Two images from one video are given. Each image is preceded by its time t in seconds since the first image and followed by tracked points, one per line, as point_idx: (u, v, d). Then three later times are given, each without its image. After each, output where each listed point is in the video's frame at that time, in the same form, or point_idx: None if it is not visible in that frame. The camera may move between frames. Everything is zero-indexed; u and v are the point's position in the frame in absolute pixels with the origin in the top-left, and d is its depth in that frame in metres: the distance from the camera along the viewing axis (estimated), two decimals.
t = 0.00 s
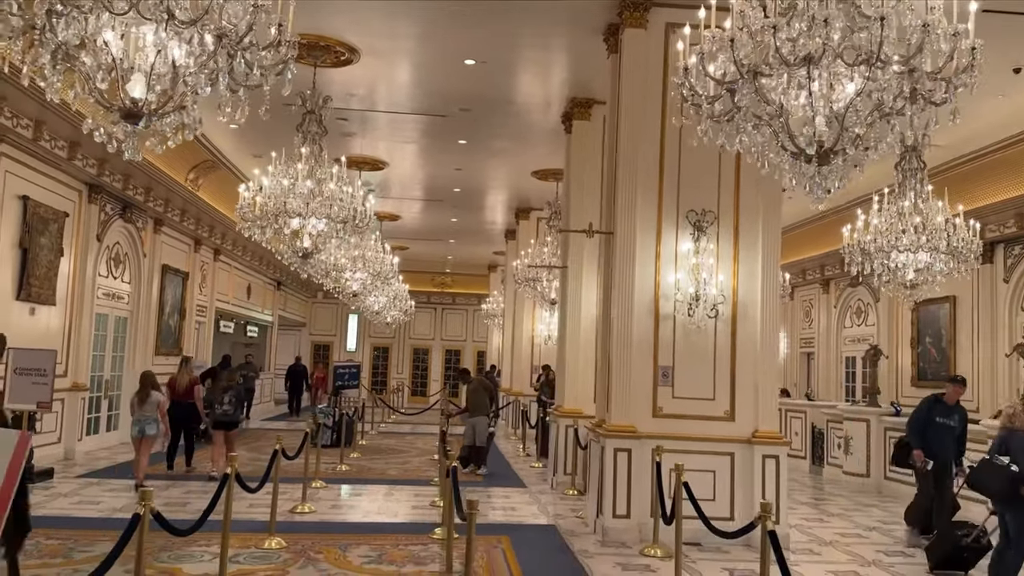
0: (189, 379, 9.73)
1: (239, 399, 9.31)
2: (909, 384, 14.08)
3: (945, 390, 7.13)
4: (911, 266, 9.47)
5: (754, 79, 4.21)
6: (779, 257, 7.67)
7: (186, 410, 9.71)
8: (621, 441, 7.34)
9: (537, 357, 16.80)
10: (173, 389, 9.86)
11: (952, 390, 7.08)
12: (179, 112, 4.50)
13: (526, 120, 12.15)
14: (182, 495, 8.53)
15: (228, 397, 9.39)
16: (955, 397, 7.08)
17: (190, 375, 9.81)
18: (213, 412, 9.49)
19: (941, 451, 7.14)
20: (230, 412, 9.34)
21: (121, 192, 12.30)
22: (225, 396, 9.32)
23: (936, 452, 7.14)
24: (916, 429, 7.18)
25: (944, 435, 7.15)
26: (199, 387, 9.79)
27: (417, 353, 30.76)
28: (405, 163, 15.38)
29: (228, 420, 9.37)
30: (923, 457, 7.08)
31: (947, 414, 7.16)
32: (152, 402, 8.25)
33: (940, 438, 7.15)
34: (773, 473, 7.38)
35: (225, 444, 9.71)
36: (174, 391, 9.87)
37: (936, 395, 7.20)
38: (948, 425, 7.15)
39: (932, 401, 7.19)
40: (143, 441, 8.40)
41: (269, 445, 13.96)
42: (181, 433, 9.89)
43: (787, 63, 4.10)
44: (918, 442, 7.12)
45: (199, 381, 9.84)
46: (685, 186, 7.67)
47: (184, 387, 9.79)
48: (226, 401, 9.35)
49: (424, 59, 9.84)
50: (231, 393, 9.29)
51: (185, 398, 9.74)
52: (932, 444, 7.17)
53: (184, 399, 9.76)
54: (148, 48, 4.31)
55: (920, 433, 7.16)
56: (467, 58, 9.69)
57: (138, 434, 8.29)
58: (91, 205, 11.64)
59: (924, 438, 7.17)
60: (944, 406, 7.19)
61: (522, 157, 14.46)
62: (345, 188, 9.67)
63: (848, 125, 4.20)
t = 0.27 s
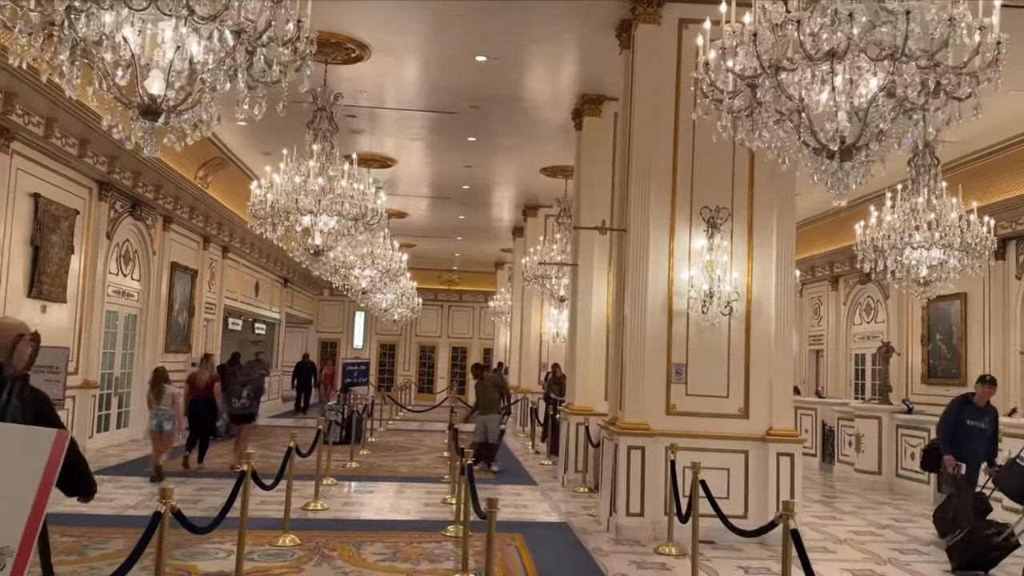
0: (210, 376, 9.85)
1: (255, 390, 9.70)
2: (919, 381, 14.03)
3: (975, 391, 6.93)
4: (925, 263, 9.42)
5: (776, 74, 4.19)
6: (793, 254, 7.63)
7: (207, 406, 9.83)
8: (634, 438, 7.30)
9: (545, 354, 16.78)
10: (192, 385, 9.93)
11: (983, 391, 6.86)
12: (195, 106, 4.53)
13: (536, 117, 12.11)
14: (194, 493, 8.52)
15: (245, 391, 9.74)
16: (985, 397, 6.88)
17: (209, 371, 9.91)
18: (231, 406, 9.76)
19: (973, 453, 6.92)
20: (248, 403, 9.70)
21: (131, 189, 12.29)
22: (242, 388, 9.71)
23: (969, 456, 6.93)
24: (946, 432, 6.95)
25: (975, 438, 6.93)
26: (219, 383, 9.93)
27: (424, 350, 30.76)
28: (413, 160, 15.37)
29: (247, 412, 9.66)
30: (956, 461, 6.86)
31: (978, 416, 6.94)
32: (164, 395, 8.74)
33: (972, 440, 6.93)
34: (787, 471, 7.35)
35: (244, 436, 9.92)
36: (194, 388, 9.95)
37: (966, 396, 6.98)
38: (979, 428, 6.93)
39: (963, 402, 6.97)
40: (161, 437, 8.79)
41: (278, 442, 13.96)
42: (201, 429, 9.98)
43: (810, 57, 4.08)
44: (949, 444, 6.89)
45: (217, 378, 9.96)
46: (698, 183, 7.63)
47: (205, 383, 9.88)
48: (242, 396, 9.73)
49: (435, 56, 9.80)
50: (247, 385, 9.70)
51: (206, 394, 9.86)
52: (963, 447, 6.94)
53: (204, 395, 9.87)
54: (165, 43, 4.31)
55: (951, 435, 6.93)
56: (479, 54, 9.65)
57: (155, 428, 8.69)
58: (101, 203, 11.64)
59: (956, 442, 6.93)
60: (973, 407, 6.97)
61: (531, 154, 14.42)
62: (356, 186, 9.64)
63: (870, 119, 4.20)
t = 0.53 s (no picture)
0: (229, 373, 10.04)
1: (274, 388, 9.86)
2: (934, 379, 13.90)
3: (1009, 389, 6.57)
4: (943, 260, 9.32)
5: (801, 67, 4.15)
6: (811, 250, 7.56)
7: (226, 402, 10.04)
8: (651, 437, 7.24)
9: (557, 351, 16.72)
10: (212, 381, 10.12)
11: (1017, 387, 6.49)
12: (212, 101, 4.50)
13: (549, 113, 12.04)
14: (208, 491, 8.50)
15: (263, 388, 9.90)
16: (1019, 394, 6.50)
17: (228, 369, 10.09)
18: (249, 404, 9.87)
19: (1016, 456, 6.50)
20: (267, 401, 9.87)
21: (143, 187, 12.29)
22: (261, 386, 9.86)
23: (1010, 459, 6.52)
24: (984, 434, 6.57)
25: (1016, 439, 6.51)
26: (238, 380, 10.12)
27: (434, 348, 30.74)
28: (424, 157, 15.32)
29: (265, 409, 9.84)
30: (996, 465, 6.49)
31: (1015, 415, 6.52)
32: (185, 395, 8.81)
33: (1012, 442, 6.51)
34: (806, 469, 7.28)
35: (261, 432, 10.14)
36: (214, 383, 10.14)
37: (1001, 395, 6.61)
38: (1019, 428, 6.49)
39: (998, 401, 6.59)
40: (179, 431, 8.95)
41: (290, 440, 13.96)
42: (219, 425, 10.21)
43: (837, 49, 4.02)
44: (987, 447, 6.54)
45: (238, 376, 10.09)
46: (715, 179, 7.56)
47: (226, 380, 10.07)
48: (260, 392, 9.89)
49: (449, 52, 9.74)
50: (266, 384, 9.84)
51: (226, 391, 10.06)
52: (1002, 447, 6.55)
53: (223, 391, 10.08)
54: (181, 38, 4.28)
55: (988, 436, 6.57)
56: (492, 50, 9.59)
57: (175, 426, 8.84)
58: (114, 200, 11.63)
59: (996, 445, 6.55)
60: (1010, 407, 6.58)
61: (543, 151, 14.36)
62: (369, 183, 9.60)
63: (897, 113, 4.14)
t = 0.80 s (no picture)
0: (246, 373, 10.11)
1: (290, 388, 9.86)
2: (952, 379, 13.73)
3: None
4: (964, 259, 9.17)
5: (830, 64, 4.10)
6: (832, 250, 7.43)
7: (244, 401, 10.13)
8: (668, 440, 7.13)
9: (569, 351, 16.62)
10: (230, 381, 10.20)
11: None
12: (225, 99, 4.46)
13: (562, 112, 11.93)
14: (221, 493, 8.44)
15: (280, 387, 9.90)
16: None
17: (245, 368, 10.14)
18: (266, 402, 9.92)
19: None
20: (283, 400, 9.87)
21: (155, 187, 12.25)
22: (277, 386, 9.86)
23: None
24: None
25: None
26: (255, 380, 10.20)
27: (444, 347, 30.68)
28: (436, 156, 15.24)
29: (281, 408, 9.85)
30: None
31: None
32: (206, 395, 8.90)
33: None
34: (826, 473, 7.17)
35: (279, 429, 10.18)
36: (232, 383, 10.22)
37: None
38: None
39: None
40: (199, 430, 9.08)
41: (302, 440, 13.90)
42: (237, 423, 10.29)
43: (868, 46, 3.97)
44: None
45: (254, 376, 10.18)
46: (734, 177, 7.44)
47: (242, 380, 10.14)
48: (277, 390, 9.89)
49: (462, 50, 9.65)
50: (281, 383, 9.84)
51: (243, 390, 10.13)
52: None
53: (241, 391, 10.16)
54: (194, 36, 4.23)
55: None
56: (506, 48, 9.49)
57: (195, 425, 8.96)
58: (125, 200, 11.59)
59: None
60: None
61: (555, 149, 14.25)
62: (381, 182, 9.52)
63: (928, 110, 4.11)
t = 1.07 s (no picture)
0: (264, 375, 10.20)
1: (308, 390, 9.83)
2: (971, 381, 13.53)
3: None
4: (987, 260, 9.00)
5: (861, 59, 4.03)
6: (854, 250, 7.29)
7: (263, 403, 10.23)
8: (687, 444, 7.01)
9: (582, 352, 16.50)
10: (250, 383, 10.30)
11: None
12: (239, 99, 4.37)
13: (577, 111, 11.81)
14: (234, 496, 8.37)
15: (298, 389, 9.86)
16: None
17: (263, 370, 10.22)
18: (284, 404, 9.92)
19: None
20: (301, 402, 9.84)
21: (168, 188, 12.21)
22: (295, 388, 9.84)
23: None
24: None
25: None
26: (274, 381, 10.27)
27: (456, 348, 30.61)
28: (449, 156, 15.15)
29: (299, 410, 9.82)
30: None
31: None
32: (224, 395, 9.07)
33: None
34: (849, 478, 7.03)
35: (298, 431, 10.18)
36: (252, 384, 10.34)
37: None
38: None
39: None
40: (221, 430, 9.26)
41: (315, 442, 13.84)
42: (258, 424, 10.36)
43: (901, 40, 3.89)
44: None
45: (273, 377, 10.26)
46: (754, 176, 7.31)
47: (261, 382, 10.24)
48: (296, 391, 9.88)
49: (476, 49, 9.54)
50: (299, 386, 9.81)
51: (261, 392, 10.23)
52: None
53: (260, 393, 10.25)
54: (208, 34, 4.15)
55: None
56: (520, 47, 9.37)
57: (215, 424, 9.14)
58: (138, 201, 11.55)
59: None
60: None
61: (569, 149, 14.13)
62: (395, 183, 9.43)
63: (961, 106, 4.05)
